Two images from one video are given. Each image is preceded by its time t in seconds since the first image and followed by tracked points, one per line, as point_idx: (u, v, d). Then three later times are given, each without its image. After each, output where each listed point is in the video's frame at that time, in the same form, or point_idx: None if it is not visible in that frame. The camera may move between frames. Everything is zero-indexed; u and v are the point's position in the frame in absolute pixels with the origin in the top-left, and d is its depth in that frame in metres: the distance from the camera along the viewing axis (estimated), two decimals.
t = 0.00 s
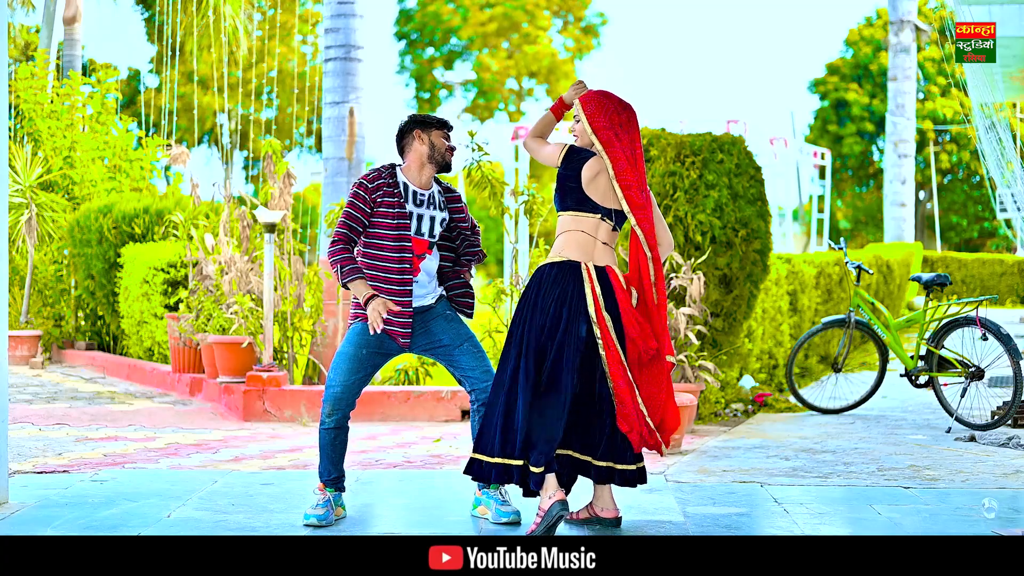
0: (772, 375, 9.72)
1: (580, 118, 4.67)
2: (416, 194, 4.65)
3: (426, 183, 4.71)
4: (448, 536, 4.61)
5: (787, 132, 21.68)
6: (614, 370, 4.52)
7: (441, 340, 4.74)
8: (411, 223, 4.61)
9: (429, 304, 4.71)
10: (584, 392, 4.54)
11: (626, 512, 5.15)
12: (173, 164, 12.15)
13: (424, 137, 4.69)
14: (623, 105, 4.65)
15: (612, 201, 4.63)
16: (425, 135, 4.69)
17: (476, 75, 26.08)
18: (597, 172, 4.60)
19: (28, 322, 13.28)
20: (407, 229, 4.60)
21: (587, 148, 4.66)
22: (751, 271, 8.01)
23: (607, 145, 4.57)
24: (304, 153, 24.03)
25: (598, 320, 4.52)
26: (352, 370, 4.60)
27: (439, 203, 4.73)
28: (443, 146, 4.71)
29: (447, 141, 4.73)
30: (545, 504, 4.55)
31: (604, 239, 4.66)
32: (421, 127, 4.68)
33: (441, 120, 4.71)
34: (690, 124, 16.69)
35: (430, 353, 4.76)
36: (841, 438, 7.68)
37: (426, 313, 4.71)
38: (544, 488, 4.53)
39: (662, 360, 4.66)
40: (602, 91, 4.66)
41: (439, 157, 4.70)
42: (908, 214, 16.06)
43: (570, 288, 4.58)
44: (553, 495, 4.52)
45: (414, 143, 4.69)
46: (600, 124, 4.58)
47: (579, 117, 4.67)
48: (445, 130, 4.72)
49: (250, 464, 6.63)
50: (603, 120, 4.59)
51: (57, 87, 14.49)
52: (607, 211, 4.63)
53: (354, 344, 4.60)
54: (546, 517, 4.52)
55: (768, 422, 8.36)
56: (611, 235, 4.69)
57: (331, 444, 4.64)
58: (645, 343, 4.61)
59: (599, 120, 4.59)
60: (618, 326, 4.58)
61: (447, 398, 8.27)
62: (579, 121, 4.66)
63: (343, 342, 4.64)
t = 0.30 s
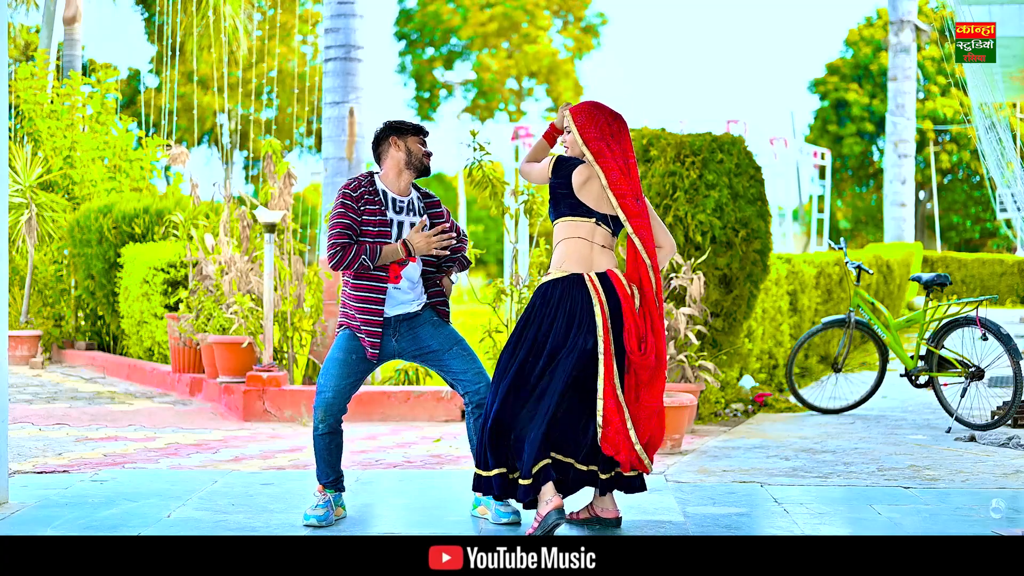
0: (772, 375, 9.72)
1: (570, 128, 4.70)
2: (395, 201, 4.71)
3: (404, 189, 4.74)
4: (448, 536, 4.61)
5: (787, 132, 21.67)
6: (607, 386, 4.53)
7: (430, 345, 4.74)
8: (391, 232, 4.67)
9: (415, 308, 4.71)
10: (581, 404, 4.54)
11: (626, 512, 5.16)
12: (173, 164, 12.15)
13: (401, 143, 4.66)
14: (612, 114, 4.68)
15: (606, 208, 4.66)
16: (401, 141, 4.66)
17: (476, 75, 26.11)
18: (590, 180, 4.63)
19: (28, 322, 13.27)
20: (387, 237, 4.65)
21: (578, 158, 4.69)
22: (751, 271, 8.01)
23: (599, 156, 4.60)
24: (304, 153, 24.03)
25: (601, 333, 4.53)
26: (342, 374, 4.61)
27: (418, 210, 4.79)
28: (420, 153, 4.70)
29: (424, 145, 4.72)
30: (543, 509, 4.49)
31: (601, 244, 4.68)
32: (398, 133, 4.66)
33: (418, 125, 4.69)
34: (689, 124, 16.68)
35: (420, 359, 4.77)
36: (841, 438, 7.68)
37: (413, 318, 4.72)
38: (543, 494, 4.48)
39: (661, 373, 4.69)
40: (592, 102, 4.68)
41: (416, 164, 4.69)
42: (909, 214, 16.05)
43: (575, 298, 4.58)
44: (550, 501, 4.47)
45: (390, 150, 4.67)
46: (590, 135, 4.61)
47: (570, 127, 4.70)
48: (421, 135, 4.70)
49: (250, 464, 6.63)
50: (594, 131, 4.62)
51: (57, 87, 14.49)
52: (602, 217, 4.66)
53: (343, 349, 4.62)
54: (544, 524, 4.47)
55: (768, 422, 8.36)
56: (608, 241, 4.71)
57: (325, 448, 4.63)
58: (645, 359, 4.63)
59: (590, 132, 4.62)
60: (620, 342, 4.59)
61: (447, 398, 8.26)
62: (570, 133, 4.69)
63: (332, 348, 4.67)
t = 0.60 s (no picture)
0: (772, 375, 9.73)
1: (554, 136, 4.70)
2: (385, 210, 4.68)
3: (393, 199, 4.71)
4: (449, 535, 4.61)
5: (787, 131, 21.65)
6: (595, 376, 4.46)
7: (434, 346, 4.74)
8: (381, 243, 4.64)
9: (416, 311, 4.70)
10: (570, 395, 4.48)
11: (626, 513, 5.15)
12: (173, 164, 12.15)
13: (390, 151, 4.68)
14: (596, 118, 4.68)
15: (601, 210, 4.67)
16: (390, 149, 4.68)
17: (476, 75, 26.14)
18: (581, 187, 4.65)
19: (28, 322, 13.26)
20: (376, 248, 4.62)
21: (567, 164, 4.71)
22: (751, 271, 8.01)
23: (587, 163, 4.61)
24: (304, 153, 24.04)
25: (590, 323, 4.50)
26: (346, 376, 4.63)
27: (409, 217, 4.75)
28: (409, 160, 4.71)
29: (413, 153, 4.74)
30: (543, 510, 4.59)
31: (607, 245, 4.69)
32: (387, 140, 4.68)
33: (407, 133, 4.71)
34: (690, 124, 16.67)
35: (424, 360, 4.76)
36: (841, 438, 7.68)
37: (415, 320, 4.71)
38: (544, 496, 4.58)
39: (663, 371, 4.60)
40: (575, 107, 4.67)
41: (405, 173, 4.69)
42: (908, 214, 16.05)
43: (564, 287, 4.57)
44: (550, 501, 4.58)
45: (379, 159, 4.68)
46: (575, 142, 4.62)
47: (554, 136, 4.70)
48: (410, 143, 4.72)
49: (249, 464, 6.63)
50: (578, 138, 4.62)
51: (56, 88, 14.49)
52: (603, 217, 4.67)
53: (347, 351, 4.63)
54: (543, 524, 4.56)
55: (768, 422, 8.36)
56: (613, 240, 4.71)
57: (333, 450, 4.65)
58: (641, 353, 4.57)
59: (574, 139, 4.62)
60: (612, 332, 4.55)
61: (447, 398, 8.27)
62: (554, 141, 4.69)
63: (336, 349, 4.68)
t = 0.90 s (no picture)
0: (772, 375, 9.73)
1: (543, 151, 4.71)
2: (384, 214, 4.67)
3: (393, 203, 4.71)
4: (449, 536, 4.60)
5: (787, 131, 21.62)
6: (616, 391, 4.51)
7: (428, 349, 4.73)
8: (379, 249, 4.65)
9: (410, 316, 4.71)
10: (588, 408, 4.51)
11: (626, 512, 5.15)
12: (173, 164, 12.15)
13: (392, 156, 4.67)
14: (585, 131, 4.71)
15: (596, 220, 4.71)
16: (391, 153, 4.67)
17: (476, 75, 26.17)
18: (575, 200, 4.69)
19: (28, 322, 13.26)
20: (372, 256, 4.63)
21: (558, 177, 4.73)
22: (751, 271, 8.01)
23: (578, 177, 4.64)
24: (304, 152, 24.06)
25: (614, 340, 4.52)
26: (341, 378, 4.63)
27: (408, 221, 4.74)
28: (411, 166, 4.72)
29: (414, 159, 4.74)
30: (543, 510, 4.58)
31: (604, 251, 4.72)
32: (388, 145, 4.67)
33: (408, 138, 4.72)
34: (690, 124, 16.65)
35: (418, 362, 4.75)
36: (841, 438, 7.68)
37: (410, 326, 4.71)
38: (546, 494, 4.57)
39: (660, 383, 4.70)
40: (563, 122, 4.70)
41: (406, 178, 4.70)
42: (908, 214, 16.05)
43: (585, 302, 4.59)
44: (550, 501, 4.56)
45: (380, 162, 4.67)
46: (565, 156, 4.64)
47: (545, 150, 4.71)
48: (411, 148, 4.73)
49: (250, 464, 6.63)
50: (568, 152, 4.65)
51: (57, 88, 14.50)
52: (599, 225, 4.71)
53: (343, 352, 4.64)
54: (543, 525, 4.55)
55: (768, 422, 8.36)
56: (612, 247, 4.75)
57: (328, 452, 4.65)
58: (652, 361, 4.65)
59: (564, 153, 4.65)
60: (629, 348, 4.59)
61: (447, 398, 8.26)
62: (544, 155, 4.71)
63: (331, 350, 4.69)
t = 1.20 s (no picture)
0: (771, 375, 9.74)
1: (535, 158, 4.66)
2: (389, 215, 4.67)
3: (397, 204, 4.69)
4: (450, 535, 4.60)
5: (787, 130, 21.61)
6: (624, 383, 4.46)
7: (428, 346, 4.74)
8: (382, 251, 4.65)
9: (412, 314, 4.71)
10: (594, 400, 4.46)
11: (626, 512, 5.15)
12: (173, 164, 12.15)
13: (397, 158, 4.63)
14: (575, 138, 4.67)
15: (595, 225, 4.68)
16: (399, 156, 4.63)
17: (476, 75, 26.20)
18: (572, 205, 4.65)
19: (28, 322, 13.27)
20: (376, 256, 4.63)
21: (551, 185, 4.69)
22: (751, 271, 8.00)
23: (572, 184, 4.59)
24: (304, 153, 24.06)
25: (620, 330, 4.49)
26: (343, 374, 4.63)
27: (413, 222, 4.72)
28: (416, 167, 4.67)
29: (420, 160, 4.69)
30: (545, 511, 4.57)
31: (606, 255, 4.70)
32: (394, 148, 4.62)
33: (416, 139, 4.65)
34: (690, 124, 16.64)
35: (418, 360, 4.77)
36: (841, 438, 7.68)
37: (411, 323, 4.72)
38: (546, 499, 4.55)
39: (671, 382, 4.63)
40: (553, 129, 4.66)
41: (411, 180, 4.65)
42: (908, 214, 16.04)
43: (593, 293, 4.56)
44: (552, 504, 4.54)
45: (387, 164, 4.64)
46: (558, 164, 4.59)
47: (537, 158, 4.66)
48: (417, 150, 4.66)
49: (249, 464, 6.63)
50: (561, 160, 4.60)
51: (57, 87, 14.49)
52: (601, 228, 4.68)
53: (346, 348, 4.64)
54: (543, 526, 4.54)
55: (768, 422, 8.36)
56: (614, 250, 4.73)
57: (328, 448, 4.65)
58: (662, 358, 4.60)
59: (557, 161, 4.60)
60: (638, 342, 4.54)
61: (447, 398, 8.25)
62: (536, 162, 4.65)
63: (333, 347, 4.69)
